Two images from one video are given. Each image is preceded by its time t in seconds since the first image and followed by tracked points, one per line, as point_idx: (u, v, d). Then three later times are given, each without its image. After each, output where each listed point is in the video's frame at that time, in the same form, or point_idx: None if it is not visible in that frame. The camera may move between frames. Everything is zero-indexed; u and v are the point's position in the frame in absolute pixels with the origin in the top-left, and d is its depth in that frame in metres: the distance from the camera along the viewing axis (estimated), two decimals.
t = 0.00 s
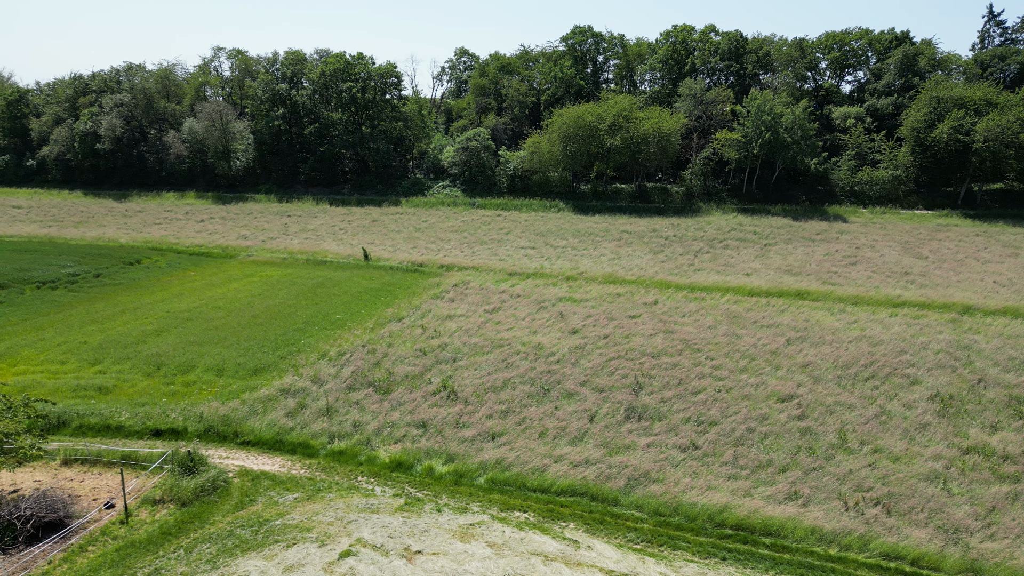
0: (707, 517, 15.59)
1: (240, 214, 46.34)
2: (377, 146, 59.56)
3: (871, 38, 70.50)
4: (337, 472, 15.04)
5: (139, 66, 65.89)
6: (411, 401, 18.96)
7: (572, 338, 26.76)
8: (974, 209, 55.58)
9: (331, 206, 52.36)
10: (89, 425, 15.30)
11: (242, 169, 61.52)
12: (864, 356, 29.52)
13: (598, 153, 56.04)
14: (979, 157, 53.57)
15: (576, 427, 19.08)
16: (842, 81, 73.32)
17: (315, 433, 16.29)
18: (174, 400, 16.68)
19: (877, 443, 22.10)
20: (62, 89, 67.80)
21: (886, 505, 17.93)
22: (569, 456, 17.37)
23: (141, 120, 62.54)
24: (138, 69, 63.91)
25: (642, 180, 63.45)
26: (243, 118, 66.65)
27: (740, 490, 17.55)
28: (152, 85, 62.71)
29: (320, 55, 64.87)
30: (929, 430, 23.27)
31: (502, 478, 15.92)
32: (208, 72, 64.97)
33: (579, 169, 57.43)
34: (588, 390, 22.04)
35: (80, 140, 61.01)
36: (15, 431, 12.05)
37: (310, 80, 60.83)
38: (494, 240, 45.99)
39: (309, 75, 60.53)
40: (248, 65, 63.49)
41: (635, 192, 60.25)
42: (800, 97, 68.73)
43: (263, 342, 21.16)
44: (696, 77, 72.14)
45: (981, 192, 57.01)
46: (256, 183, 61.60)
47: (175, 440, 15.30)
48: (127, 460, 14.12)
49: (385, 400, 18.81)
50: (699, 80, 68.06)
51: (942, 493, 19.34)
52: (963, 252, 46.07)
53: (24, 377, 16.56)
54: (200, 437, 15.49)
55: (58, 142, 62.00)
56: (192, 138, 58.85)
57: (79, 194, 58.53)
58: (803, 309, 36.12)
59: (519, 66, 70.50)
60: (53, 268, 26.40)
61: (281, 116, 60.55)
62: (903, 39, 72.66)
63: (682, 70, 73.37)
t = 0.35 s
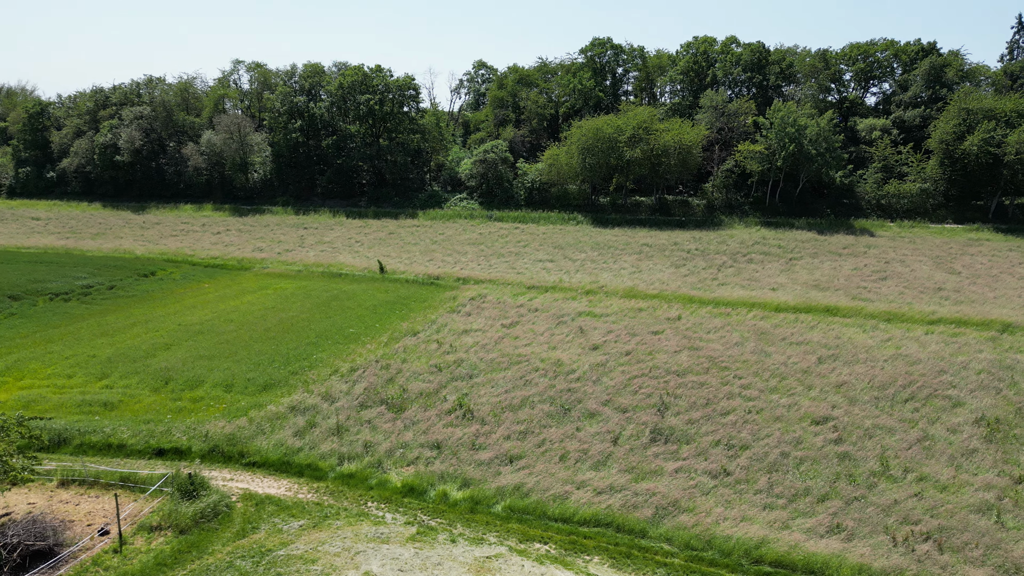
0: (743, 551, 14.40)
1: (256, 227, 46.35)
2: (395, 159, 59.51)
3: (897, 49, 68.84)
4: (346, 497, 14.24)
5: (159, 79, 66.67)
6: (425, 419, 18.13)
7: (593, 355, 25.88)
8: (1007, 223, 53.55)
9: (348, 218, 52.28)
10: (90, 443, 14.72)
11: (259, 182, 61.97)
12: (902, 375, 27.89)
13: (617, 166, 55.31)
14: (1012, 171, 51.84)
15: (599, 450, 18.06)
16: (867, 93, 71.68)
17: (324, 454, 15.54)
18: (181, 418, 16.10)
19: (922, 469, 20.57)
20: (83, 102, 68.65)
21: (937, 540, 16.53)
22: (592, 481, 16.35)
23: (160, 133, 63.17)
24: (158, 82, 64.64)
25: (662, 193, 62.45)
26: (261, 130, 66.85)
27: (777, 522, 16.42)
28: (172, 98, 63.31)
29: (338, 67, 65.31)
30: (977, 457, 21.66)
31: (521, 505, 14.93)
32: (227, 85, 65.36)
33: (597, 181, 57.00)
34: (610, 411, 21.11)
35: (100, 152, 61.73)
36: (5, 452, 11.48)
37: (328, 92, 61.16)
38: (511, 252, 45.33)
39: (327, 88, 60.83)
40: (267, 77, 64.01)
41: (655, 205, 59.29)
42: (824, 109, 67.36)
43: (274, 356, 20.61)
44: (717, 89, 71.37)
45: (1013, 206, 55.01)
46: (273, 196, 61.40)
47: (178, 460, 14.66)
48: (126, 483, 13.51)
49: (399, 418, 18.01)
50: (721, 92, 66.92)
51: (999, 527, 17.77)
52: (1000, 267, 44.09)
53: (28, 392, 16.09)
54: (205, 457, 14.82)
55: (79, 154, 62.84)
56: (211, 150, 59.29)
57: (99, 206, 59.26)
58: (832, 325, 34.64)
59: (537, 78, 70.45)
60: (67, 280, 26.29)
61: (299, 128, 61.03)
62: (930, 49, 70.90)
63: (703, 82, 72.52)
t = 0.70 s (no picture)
0: None
1: (273, 241, 46.35)
2: (412, 174, 59.56)
3: (924, 63, 67.26)
4: (355, 527, 13.38)
5: (179, 94, 67.12)
6: (440, 442, 17.28)
7: (616, 375, 25.29)
8: None
9: (365, 234, 52.20)
10: (91, 465, 14.11)
11: (276, 197, 62.31)
12: (943, 398, 26.25)
13: (637, 181, 54.83)
14: None
15: (624, 478, 17.01)
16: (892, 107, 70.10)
17: (333, 480, 14.74)
18: (186, 438, 15.48)
19: (975, 502, 18.97)
20: (104, 118, 69.56)
21: None
22: (618, 512, 15.28)
23: (179, 148, 63.86)
24: (178, 98, 64.87)
25: (683, 208, 61.49)
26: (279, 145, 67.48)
27: (820, 562, 15.40)
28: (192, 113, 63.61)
29: (356, 83, 65.87)
30: None
31: (542, 537, 13.92)
32: (246, 100, 66.14)
33: (617, 196, 56.36)
34: (635, 436, 20.14)
35: (119, 167, 62.46)
36: None
37: (346, 107, 61.62)
38: (528, 268, 44.66)
39: (345, 103, 61.27)
40: (285, 92, 64.80)
41: (676, 220, 58.33)
42: (848, 123, 66.02)
43: (285, 374, 20.02)
44: (738, 103, 70.50)
45: None
46: (290, 212, 61.81)
47: (181, 484, 13.98)
48: (124, 508, 12.83)
49: (412, 440, 17.18)
50: (742, 106, 65.91)
51: None
52: None
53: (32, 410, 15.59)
54: (208, 481, 14.13)
55: (98, 169, 63.62)
56: (229, 165, 59.84)
57: (118, 221, 59.93)
58: (865, 345, 33.10)
59: (556, 93, 70.81)
60: (82, 295, 26.14)
61: (316, 143, 61.54)
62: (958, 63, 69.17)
63: (724, 96, 71.64)
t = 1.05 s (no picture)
0: None
1: (288, 259, 46.33)
2: (430, 192, 59.72)
3: (950, 80, 65.76)
4: (363, 563, 12.50)
5: (198, 114, 68.12)
6: (456, 469, 16.39)
7: (639, 399, 24.80)
8: None
9: (382, 252, 52.14)
10: (89, 491, 13.47)
11: (293, 215, 62.72)
12: (990, 426, 24.56)
13: (657, 199, 54.49)
14: None
15: (651, 511, 15.93)
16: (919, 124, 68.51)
17: (342, 510, 13.91)
18: (191, 462, 14.82)
19: None
20: (125, 137, 70.93)
21: None
22: (646, 549, 14.18)
23: (198, 166, 64.61)
24: (198, 117, 65.93)
25: (704, 227, 60.59)
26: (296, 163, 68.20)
27: None
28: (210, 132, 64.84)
29: (374, 102, 66.59)
30: None
31: None
32: (264, 119, 67.11)
33: (636, 215, 56.04)
34: (662, 465, 19.18)
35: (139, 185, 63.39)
36: None
37: (364, 126, 62.16)
38: (546, 287, 43.98)
39: (362, 121, 61.84)
40: (303, 111, 65.72)
41: (697, 239, 57.36)
42: (873, 141, 64.80)
43: (297, 395, 19.37)
44: (760, 120, 69.75)
45: None
46: (307, 229, 62.22)
47: (183, 513, 13.26)
48: (120, 539, 12.11)
49: (427, 467, 16.33)
50: (764, 124, 65.02)
51: None
52: None
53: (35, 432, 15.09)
54: (211, 510, 13.39)
55: (118, 188, 64.58)
56: (246, 183, 60.40)
57: (136, 239, 60.66)
58: (899, 368, 31.50)
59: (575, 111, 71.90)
60: (95, 312, 25.98)
61: (334, 161, 62.18)
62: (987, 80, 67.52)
63: (746, 114, 70.92)
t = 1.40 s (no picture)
0: None
1: (304, 276, 46.20)
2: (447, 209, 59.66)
3: (979, 95, 63.84)
4: None
5: (217, 130, 68.85)
6: (472, 495, 15.49)
7: (665, 421, 23.77)
8: None
9: (398, 268, 51.92)
10: (88, 515, 12.82)
11: (310, 232, 63.02)
12: None
13: (677, 216, 53.76)
14: None
15: (682, 544, 14.83)
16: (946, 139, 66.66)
17: (351, 539, 13.08)
18: (195, 485, 14.15)
19: None
20: (145, 154, 71.98)
21: None
22: None
23: (215, 182, 65.27)
24: (217, 134, 66.63)
25: (725, 243, 59.47)
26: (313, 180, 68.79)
27: None
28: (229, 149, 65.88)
29: (392, 119, 67.07)
30: None
31: None
32: (283, 136, 68.02)
33: (656, 231, 55.31)
34: (693, 492, 18.24)
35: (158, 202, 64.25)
36: None
37: (381, 142, 62.56)
38: (565, 304, 43.20)
39: (380, 138, 62.26)
40: (321, 128, 66.53)
41: (718, 256, 56.24)
42: (898, 158, 63.30)
43: (308, 414, 18.73)
44: (782, 136, 68.79)
45: None
46: (324, 246, 62.45)
47: (183, 540, 12.54)
48: (115, 569, 11.39)
49: (442, 493, 15.46)
50: (786, 139, 63.93)
51: None
52: None
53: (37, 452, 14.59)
54: (214, 538, 12.66)
55: (137, 204, 65.46)
56: (264, 200, 60.90)
57: (153, 256, 61.28)
58: (938, 390, 29.83)
59: (593, 128, 72.06)
60: (109, 328, 25.79)
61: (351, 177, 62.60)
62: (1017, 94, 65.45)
63: (767, 129, 69.87)
